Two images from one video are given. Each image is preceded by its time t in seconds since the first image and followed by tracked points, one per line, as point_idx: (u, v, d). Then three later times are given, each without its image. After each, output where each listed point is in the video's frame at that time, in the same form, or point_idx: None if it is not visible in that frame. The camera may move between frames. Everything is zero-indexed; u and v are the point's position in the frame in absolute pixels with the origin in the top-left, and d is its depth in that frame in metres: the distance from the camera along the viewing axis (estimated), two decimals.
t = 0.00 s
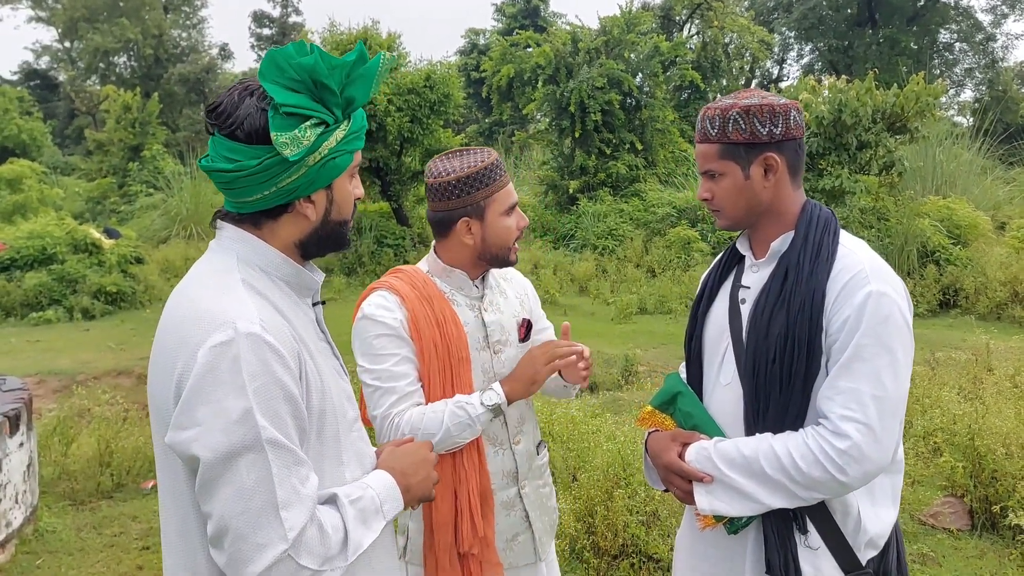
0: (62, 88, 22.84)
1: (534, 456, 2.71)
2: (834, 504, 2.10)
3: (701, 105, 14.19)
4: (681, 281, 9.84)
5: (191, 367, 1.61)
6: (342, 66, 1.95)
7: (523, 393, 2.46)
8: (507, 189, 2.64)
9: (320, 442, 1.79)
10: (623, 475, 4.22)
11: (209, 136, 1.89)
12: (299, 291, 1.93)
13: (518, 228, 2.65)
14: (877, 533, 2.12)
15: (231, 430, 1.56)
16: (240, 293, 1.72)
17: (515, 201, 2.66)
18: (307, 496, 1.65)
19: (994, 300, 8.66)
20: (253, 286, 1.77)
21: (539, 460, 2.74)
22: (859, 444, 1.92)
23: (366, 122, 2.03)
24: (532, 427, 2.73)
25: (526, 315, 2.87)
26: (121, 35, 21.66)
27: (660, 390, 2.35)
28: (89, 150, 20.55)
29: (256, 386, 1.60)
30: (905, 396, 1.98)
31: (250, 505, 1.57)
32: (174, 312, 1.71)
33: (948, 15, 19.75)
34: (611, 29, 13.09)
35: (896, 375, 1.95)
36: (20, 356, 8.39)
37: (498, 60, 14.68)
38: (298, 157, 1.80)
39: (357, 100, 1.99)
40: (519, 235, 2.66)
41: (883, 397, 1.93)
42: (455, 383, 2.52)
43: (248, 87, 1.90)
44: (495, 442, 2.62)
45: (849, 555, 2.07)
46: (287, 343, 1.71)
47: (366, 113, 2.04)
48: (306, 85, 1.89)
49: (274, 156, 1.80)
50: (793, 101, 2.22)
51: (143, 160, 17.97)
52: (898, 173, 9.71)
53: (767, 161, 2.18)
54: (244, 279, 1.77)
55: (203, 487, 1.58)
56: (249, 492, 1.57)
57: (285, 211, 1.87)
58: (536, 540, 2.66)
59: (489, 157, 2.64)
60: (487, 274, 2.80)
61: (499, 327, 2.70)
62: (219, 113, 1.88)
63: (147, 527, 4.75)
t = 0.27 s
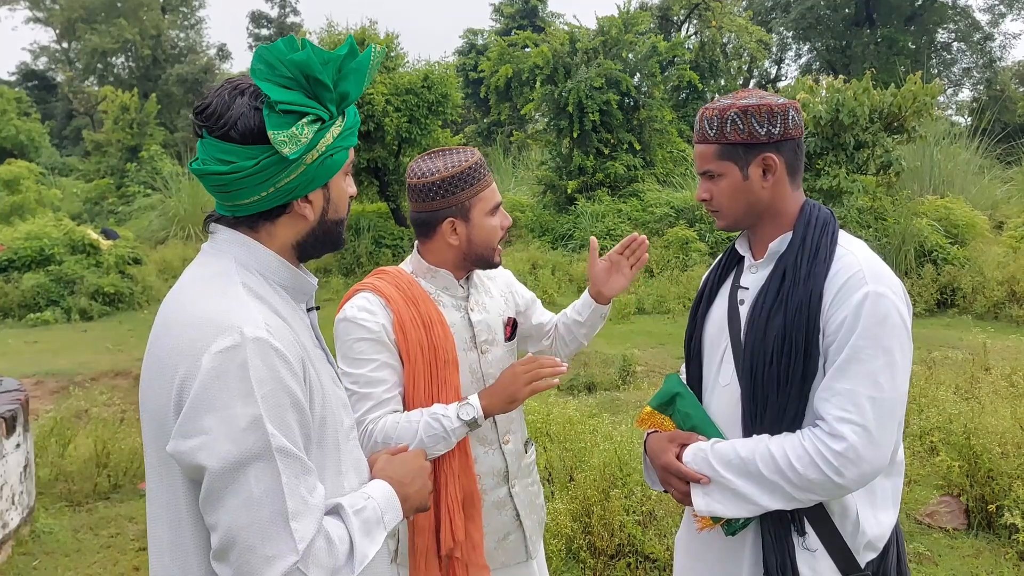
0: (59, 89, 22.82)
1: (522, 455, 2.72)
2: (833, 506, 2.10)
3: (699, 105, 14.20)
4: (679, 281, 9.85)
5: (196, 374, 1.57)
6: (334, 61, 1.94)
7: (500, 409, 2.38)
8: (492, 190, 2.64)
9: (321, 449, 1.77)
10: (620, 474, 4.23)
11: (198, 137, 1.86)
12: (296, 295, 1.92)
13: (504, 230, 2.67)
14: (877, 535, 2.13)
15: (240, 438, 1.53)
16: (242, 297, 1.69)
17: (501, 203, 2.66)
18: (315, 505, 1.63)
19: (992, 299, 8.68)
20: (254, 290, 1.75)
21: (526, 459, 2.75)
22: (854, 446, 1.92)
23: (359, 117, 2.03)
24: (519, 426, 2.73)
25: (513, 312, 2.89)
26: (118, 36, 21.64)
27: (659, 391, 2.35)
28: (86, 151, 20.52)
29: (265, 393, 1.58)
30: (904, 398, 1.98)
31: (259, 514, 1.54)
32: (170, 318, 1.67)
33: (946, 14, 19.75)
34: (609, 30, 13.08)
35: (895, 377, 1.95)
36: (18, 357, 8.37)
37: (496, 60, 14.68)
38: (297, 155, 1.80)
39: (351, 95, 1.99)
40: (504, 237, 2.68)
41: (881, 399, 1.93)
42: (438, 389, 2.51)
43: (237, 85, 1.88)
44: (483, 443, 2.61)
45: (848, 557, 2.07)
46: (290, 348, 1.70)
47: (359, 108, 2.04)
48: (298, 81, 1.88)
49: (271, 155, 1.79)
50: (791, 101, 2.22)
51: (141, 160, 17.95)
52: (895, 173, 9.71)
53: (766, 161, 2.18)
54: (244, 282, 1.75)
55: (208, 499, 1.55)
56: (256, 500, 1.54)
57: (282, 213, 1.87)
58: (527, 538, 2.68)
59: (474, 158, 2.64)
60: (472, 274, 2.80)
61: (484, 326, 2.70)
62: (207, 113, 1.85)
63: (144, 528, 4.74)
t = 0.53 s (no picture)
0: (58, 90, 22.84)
1: (519, 458, 2.72)
2: (835, 509, 2.11)
3: (698, 105, 14.23)
4: (678, 282, 9.86)
5: (214, 382, 1.57)
6: (355, 69, 1.95)
7: (496, 420, 2.40)
8: (490, 196, 2.65)
9: (327, 455, 1.77)
10: (618, 475, 4.24)
11: (210, 139, 1.84)
12: (302, 301, 1.91)
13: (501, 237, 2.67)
14: (878, 537, 2.13)
15: (261, 446, 1.53)
16: (255, 303, 1.69)
17: (498, 209, 2.67)
18: (329, 513, 1.64)
19: (990, 299, 8.70)
20: (265, 296, 1.75)
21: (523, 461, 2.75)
22: (855, 449, 1.93)
23: (372, 126, 2.05)
24: (516, 429, 2.74)
25: (507, 315, 2.90)
26: (117, 37, 21.64)
27: (660, 394, 2.35)
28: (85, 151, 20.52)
29: (284, 402, 1.58)
30: (905, 401, 1.98)
31: (277, 523, 1.54)
32: (181, 325, 1.65)
33: (945, 15, 19.77)
34: (607, 31, 13.08)
35: (896, 381, 1.95)
36: (17, 358, 8.37)
37: (495, 61, 14.70)
38: (317, 162, 1.81)
39: (367, 104, 2.00)
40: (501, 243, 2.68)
41: (882, 402, 1.94)
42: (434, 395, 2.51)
43: (254, 88, 1.87)
44: (482, 447, 2.62)
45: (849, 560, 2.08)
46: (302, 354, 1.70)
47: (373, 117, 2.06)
48: (318, 88, 1.89)
49: (290, 161, 1.79)
50: (790, 103, 2.23)
51: (140, 161, 17.95)
52: (893, 173, 9.73)
53: (767, 164, 2.18)
54: (256, 287, 1.74)
55: (225, 508, 1.54)
56: (275, 509, 1.54)
57: (294, 219, 1.86)
58: (524, 541, 2.69)
59: (473, 165, 2.64)
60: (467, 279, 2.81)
61: (480, 330, 2.71)
62: (223, 116, 1.83)
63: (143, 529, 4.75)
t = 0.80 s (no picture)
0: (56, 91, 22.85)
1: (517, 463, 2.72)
2: (830, 514, 2.11)
3: (696, 106, 14.24)
4: (675, 283, 9.88)
5: (205, 389, 1.57)
6: (348, 77, 1.96)
7: (494, 427, 2.39)
8: (485, 202, 2.66)
9: (322, 458, 1.77)
10: (615, 478, 4.23)
11: (205, 146, 1.84)
12: (297, 303, 1.91)
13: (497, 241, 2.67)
14: (873, 542, 2.13)
15: (250, 452, 1.53)
16: (247, 308, 1.69)
17: (494, 214, 2.67)
18: (320, 516, 1.63)
19: (987, 301, 8.71)
20: (258, 301, 1.75)
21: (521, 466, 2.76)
22: (852, 455, 1.93)
23: (365, 132, 2.05)
24: (513, 434, 2.74)
25: (503, 319, 2.89)
26: (115, 38, 21.64)
27: (656, 399, 2.35)
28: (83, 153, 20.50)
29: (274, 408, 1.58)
30: (901, 406, 1.98)
31: (267, 527, 1.54)
32: (174, 331, 1.66)
33: (943, 16, 19.78)
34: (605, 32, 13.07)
35: (892, 386, 1.95)
36: (15, 361, 8.36)
37: (493, 62, 14.71)
38: (308, 170, 1.80)
39: (360, 110, 2.00)
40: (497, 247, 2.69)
41: (879, 408, 1.94)
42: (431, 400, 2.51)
43: (248, 95, 1.87)
44: (480, 452, 2.62)
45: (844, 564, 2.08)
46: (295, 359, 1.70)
47: (366, 123, 2.05)
48: (310, 96, 1.89)
49: (281, 169, 1.79)
50: (785, 108, 2.22)
51: (138, 163, 17.93)
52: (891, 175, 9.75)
53: (762, 170, 2.19)
54: (249, 294, 1.74)
55: (217, 512, 1.55)
56: (265, 513, 1.54)
57: (288, 224, 1.86)
58: (523, 546, 2.69)
59: (468, 170, 2.64)
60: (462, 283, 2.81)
61: (477, 335, 2.71)
62: (217, 123, 1.83)
63: (139, 532, 4.74)
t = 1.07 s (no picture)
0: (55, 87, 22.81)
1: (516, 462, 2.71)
2: (829, 515, 2.10)
3: (696, 107, 14.24)
4: (674, 283, 9.87)
5: (197, 380, 1.57)
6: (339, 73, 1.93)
7: (492, 425, 2.39)
8: (486, 199, 2.65)
9: (318, 451, 1.77)
10: (612, 478, 4.22)
11: (202, 144, 1.85)
12: (296, 297, 1.90)
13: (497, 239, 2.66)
14: (872, 544, 2.12)
15: (239, 443, 1.52)
16: (242, 301, 1.68)
17: (494, 211, 2.66)
18: (311, 506, 1.62)
19: (985, 303, 8.70)
20: (254, 295, 1.74)
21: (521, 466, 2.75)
22: (852, 455, 1.92)
23: (361, 128, 2.02)
24: (513, 433, 2.73)
25: (506, 319, 2.88)
26: (114, 35, 21.59)
27: (654, 399, 2.35)
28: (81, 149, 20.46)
29: (264, 400, 1.57)
30: (901, 408, 1.98)
31: (257, 515, 1.53)
32: (169, 322, 1.67)
33: (942, 19, 19.80)
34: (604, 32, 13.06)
35: (892, 387, 1.95)
36: (11, 357, 8.34)
37: (493, 62, 14.71)
38: (299, 166, 1.79)
39: (354, 106, 1.98)
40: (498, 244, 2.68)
41: (879, 408, 1.94)
42: (429, 397, 2.50)
43: (242, 93, 1.86)
44: (478, 451, 2.61)
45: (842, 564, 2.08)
46: (290, 353, 1.69)
47: (362, 119, 2.03)
48: (303, 92, 1.87)
49: (273, 165, 1.78)
50: (785, 108, 2.22)
51: (136, 160, 17.90)
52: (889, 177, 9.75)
53: (762, 171, 2.18)
54: (244, 287, 1.73)
55: (208, 501, 1.55)
56: (254, 502, 1.53)
57: (283, 219, 1.85)
58: (522, 546, 2.68)
59: (469, 167, 2.63)
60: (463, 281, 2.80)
61: (477, 334, 2.70)
62: (212, 121, 1.83)
63: (135, 529, 4.73)
